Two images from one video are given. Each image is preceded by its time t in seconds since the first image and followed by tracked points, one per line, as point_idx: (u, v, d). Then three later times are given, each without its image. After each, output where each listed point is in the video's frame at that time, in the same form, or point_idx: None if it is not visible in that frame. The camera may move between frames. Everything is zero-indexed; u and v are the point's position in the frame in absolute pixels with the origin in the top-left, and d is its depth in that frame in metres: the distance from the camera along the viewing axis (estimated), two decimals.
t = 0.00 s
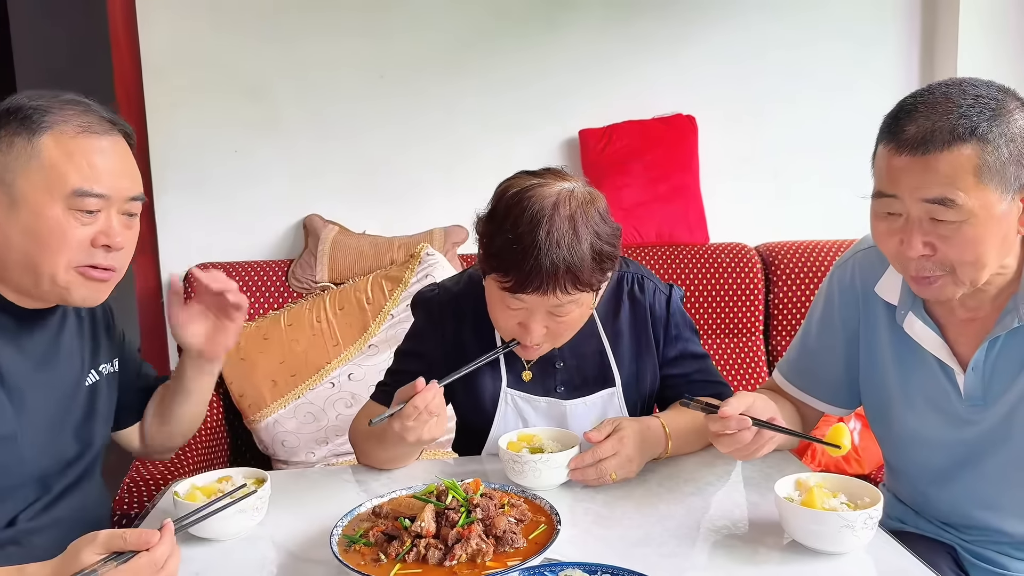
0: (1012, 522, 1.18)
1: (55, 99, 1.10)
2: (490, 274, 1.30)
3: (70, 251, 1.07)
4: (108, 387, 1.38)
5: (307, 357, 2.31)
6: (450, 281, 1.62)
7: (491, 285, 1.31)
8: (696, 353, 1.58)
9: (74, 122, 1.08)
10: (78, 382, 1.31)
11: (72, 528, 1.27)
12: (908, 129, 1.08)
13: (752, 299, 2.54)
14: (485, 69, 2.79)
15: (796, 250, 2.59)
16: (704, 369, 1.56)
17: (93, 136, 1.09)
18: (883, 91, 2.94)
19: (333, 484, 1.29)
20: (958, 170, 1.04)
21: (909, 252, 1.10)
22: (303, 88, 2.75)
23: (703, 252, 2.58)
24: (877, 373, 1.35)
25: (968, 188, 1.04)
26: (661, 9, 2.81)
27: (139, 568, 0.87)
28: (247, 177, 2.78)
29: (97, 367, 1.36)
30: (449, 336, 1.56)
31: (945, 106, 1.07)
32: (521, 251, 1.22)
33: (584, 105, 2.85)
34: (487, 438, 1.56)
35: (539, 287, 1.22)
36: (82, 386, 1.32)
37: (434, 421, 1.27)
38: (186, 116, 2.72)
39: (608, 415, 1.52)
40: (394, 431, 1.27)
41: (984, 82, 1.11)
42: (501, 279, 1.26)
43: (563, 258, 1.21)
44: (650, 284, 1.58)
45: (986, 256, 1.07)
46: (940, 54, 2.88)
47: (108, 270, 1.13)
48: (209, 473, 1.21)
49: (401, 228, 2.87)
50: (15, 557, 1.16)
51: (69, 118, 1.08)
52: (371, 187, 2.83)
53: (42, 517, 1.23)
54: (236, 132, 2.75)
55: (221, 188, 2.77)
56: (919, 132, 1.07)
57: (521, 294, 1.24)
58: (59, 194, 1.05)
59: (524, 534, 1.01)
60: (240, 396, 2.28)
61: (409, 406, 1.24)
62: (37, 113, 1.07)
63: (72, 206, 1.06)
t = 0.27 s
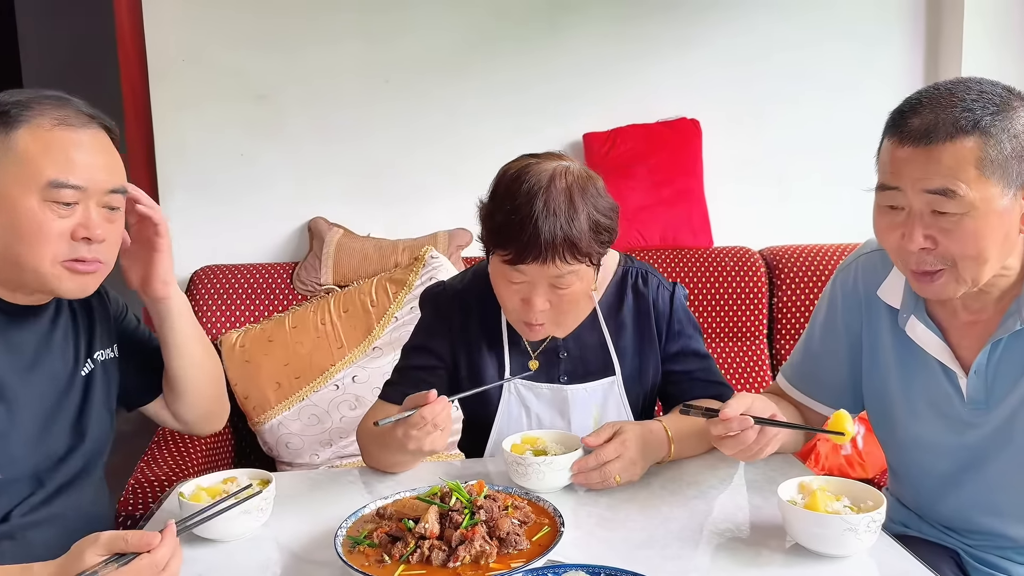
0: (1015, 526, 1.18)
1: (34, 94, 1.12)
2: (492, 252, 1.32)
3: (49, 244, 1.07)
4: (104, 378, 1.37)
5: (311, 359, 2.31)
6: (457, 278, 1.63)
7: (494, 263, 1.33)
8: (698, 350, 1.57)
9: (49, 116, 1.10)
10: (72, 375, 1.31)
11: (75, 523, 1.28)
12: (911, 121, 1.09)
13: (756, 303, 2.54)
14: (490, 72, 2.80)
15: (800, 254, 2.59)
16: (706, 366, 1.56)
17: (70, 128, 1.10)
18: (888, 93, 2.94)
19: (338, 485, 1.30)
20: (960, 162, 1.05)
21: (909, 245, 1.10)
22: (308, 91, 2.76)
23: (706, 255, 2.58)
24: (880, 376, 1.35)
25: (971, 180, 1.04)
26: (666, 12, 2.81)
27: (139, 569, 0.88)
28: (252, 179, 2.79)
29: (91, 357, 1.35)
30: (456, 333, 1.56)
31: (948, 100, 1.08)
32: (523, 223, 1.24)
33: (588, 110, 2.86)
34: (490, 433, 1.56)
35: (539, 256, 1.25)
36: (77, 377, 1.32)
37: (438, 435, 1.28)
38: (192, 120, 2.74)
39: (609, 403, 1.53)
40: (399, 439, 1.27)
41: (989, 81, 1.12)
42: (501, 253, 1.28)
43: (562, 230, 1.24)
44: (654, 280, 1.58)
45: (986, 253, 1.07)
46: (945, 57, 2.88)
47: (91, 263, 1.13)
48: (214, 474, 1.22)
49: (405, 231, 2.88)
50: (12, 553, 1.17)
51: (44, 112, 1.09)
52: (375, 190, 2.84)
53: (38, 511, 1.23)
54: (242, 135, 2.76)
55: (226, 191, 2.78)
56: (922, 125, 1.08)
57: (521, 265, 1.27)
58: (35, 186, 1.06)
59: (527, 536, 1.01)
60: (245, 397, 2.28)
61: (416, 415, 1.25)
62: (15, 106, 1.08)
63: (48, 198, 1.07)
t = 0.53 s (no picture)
0: (1020, 532, 1.18)
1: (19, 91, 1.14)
2: (497, 234, 1.38)
3: (15, 227, 1.06)
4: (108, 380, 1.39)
5: (317, 362, 2.32)
6: (465, 282, 1.64)
7: (498, 245, 1.39)
8: (704, 350, 1.56)
9: (26, 104, 1.11)
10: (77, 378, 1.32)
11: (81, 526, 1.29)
12: (919, 118, 1.11)
13: (761, 308, 2.54)
14: (496, 76, 2.81)
15: (805, 260, 2.59)
16: (709, 367, 1.55)
17: (41, 114, 1.10)
18: (893, 98, 2.94)
19: (345, 488, 1.31)
20: (967, 158, 1.05)
21: (916, 240, 1.10)
22: (315, 95, 2.78)
23: (710, 260, 2.58)
24: (886, 378, 1.36)
25: (978, 175, 1.05)
26: (671, 18, 2.82)
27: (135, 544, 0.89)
28: (259, 183, 2.81)
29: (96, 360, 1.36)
30: (464, 334, 1.57)
31: (957, 97, 1.09)
32: (524, 202, 1.31)
33: (594, 115, 2.87)
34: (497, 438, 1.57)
35: (538, 232, 1.31)
36: (82, 379, 1.32)
37: (445, 442, 1.28)
38: (200, 124, 2.76)
39: (613, 390, 1.54)
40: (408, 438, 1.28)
41: (999, 82, 1.12)
42: (504, 233, 1.35)
43: (560, 209, 1.31)
44: (659, 277, 1.59)
45: (989, 251, 1.07)
46: (950, 60, 2.88)
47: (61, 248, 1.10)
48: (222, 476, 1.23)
49: (411, 234, 2.89)
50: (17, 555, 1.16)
51: (18, 100, 1.10)
52: (382, 194, 2.85)
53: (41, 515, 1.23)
54: (249, 139, 2.78)
55: (233, 195, 2.80)
56: (931, 121, 1.09)
57: (521, 242, 1.33)
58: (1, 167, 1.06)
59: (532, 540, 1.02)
60: (251, 400, 2.30)
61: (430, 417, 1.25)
62: None
63: (15, 179, 1.06)
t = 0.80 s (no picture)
0: None
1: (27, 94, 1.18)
2: (502, 227, 1.40)
3: (20, 219, 1.08)
4: (116, 381, 1.39)
5: (322, 366, 2.33)
6: (474, 286, 1.66)
7: (504, 238, 1.41)
8: (708, 352, 1.57)
9: (34, 105, 1.15)
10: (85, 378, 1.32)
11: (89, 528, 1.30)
12: (927, 122, 1.11)
13: (766, 314, 2.54)
14: (502, 82, 2.83)
15: (810, 266, 2.59)
16: (713, 370, 1.55)
17: (47, 113, 1.15)
18: (898, 105, 2.95)
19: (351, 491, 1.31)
20: (974, 160, 1.05)
21: (922, 242, 1.11)
22: (322, 100, 2.79)
23: (715, 265, 2.59)
24: (893, 382, 1.36)
25: (984, 178, 1.05)
26: (677, 24, 2.83)
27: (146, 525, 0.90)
28: (265, 187, 2.82)
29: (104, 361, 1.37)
30: (472, 337, 1.58)
31: (965, 101, 1.10)
32: (528, 195, 1.34)
33: (600, 120, 2.88)
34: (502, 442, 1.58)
35: (540, 223, 1.33)
36: (90, 381, 1.34)
37: (450, 445, 1.29)
38: (207, 129, 2.77)
39: (619, 386, 1.53)
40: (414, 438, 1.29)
41: (1009, 87, 1.13)
42: (508, 224, 1.37)
43: (562, 203, 1.34)
44: (664, 281, 1.60)
45: (995, 253, 1.07)
46: (956, 67, 2.88)
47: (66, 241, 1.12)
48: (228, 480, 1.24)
49: (416, 238, 2.90)
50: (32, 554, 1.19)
51: (27, 102, 1.15)
52: (387, 198, 2.87)
53: (50, 513, 1.26)
54: (256, 144, 2.79)
55: (240, 198, 2.81)
56: (938, 124, 1.10)
57: (524, 234, 1.35)
58: (9, 163, 1.09)
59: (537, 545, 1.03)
60: (256, 404, 2.33)
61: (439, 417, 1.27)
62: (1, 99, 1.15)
63: (22, 175, 1.09)
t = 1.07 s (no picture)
0: None
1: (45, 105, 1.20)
2: (512, 230, 1.41)
3: (30, 226, 1.09)
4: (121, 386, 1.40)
5: (324, 370, 2.33)
6: (479, 293, 1.67)
7: (513, 242, 1.42)
8: (710, 359, 1.57)
9: (52, 117, 1.17)
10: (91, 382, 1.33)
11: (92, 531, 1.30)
12: (927, 141, 1.12)
13: (767, 321, 2.54)
14: (505, 88, 2.84)
15: (812, 273, 2.59)
16: (715, 377, 1.55)
17: (64, 125, 1.16)
18: (901, 112, 2.95)
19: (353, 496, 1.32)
20: (975, 178, 1.05)
21: (929, 257, 1.12)
22: (326, 106, 2.80)
23: (717, 272, 2.59)
24: (897, 388, 1.36)
25: (986, 196, 1.05)
26: (680, 31, 2.84)
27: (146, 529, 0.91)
28: (269, 192, 2.83)
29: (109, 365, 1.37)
30: (476, 342, 1.58)
31: (961, 120, 1.10)
32: (538, 199, 1.35)
33: (602, 126, 2.89)
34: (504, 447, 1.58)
35: (552, 225, 1.34)
36: (96, 385, 1.35)
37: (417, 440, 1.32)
38: (211, 133, 2.79)
39: (621, 391, 1.54)
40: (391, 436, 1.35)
41: (1007, 98, 1.13)
42: (519, 227, 1.38)
43: (573, 206, 1.34)
44: (668, 288, 1.60)
45: (1002, 263, 1.07)
46: (959, 75, 2.88)
47: (77, 250, 1.13)
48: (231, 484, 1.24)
49: (419, 244, 2.91)
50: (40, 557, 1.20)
51: (45, 114, 1.17)
52: (390, 204, 2.88)
53: (56, 515, 1.27)
54: (260, 149, 2.81)
55: (243, 202, 2.83)
56: (938, 143, 1.10)
57: (536, 237, 1.36)
58: (25, 174, 1.11)
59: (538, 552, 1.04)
60: (258, 408, 2.33)
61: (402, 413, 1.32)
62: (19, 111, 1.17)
63: (36, 185, 1.11)
